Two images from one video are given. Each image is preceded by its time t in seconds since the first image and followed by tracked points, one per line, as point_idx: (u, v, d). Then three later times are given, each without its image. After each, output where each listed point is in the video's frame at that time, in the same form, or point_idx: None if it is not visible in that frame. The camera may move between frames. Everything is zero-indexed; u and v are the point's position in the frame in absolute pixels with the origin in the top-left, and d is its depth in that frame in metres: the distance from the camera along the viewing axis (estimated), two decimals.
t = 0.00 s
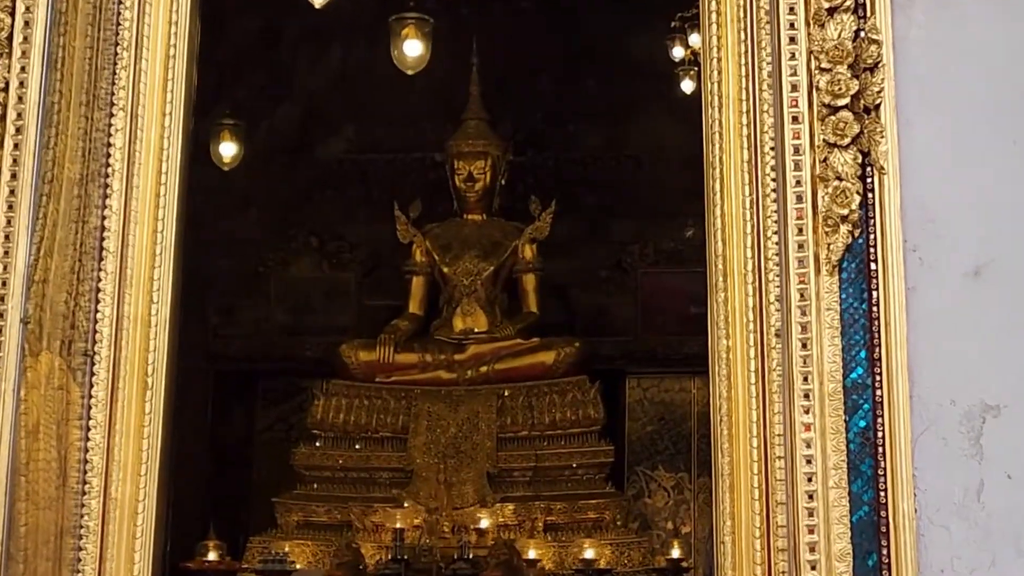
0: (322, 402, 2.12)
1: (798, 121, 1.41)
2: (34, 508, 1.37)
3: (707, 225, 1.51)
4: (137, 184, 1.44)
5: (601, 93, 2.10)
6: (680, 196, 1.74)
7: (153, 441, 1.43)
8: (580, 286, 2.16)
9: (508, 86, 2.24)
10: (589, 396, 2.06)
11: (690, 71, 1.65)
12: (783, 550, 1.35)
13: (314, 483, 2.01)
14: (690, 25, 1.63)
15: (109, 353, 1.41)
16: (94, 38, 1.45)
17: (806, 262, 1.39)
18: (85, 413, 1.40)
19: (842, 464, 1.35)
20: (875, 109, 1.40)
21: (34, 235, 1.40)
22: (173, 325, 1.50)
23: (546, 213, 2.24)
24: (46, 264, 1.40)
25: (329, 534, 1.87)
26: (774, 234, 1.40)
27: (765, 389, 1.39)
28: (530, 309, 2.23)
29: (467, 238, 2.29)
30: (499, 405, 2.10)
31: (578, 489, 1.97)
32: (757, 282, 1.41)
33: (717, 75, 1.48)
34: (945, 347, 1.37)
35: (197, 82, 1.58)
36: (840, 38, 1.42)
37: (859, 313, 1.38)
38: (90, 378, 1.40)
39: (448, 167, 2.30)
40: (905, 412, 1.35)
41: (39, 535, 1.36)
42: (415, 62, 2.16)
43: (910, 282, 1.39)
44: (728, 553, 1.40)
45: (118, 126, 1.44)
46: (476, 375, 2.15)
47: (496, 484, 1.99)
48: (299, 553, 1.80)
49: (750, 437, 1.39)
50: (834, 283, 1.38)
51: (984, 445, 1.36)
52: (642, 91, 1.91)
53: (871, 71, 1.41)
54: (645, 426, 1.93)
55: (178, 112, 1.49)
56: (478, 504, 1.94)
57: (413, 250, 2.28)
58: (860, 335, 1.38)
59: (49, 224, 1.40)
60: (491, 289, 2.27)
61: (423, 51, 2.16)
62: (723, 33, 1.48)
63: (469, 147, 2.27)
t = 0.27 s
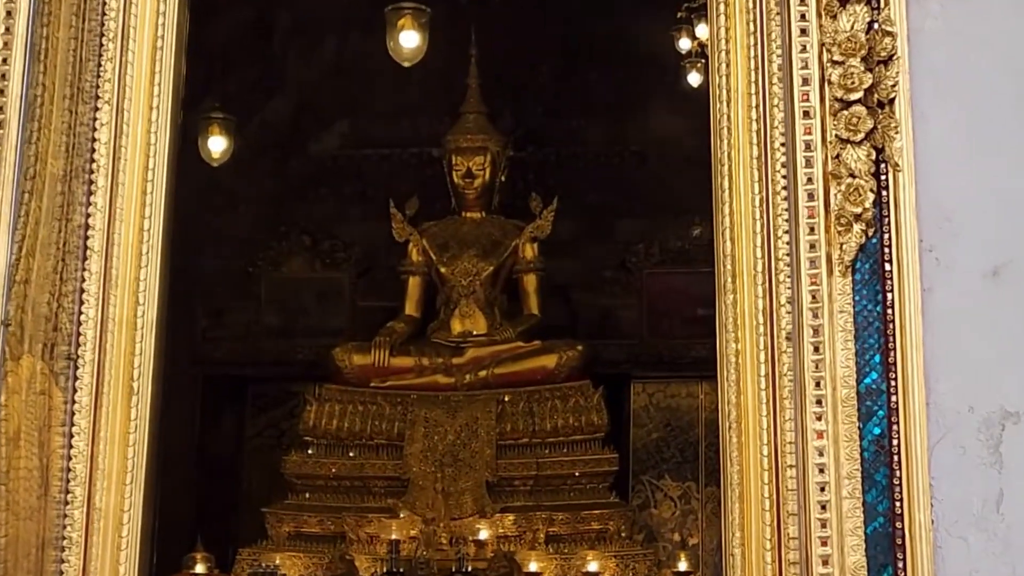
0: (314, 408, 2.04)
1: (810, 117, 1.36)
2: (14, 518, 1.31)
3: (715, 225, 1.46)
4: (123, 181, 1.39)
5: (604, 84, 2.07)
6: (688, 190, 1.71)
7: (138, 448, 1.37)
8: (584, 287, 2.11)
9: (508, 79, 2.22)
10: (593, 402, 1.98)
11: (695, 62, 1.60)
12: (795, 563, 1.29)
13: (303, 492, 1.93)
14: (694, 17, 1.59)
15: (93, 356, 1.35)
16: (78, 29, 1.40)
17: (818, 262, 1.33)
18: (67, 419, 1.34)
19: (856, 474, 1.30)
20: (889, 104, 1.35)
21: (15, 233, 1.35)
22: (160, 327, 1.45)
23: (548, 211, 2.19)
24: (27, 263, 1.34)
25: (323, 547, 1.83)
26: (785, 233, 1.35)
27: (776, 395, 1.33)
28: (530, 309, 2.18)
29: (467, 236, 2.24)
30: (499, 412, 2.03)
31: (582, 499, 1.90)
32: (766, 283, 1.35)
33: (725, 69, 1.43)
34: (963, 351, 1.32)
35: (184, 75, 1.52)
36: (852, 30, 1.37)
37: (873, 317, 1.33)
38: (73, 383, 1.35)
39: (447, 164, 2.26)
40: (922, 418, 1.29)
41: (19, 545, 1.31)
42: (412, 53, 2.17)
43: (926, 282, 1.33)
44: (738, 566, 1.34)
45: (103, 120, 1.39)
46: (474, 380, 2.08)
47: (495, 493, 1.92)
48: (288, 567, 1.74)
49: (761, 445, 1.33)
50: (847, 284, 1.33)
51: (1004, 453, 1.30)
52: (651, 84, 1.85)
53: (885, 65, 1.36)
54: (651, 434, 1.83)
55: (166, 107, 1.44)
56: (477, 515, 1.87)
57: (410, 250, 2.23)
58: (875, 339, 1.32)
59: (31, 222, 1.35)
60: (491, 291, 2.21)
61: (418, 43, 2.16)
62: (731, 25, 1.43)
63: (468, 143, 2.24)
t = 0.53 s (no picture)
0: (309, 410, 1.99)
1: (819, 111, 1.32)
2: (3, 523, 1.28)
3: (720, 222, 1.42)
4: (113, 178, 1.36)
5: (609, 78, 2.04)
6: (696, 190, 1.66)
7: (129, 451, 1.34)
8: (588, 286, 2.08)
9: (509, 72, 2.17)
10: (595, 404, 1.94)
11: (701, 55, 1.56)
12: (802, 570, 1.26)
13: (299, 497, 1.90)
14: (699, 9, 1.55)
15: (82, 357, 1.32)
16: (66, 23, 1.37)
17: (825, 260, 1.30)
18: (57, 422, 1.31)
19: (865, 479, 1.26)
20: (902, 97, 1.31)
21: (3, 231, 1.32)
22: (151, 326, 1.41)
23: (549, 207, 2.16)
24: (15, 261, 1.32)
25: (317, 553, 1.81)
26: (793, 231, 1.31)
27: (782, 397, 1.29)
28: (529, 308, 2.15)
29: (467, 233, 2.20)
30: (499, 413, 1.97)
31: (583, 505, 1.85)
32: (774, 281, 1.32)
33: (732, 62, 1.39)
34: (977, 353, 1.28)
35: (176, 68, 1.49)
36: (863, 22, 1.33)
37: (883, 317, 1.29)
38: (62, 384, 1.31)
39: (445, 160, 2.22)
40: (933, 421, 1.26)
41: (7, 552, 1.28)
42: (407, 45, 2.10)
43: (938, 282, 1.29)
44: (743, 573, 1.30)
45: (92, 115, 1.36)
46: (473, 381, 2.03)
47: (495, 498, 1.87)
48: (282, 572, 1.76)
49: (767, 449, 1.29)
50: (856, 283, 1.29)
51: (1018, 458, 1.26)
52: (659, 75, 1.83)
53: (896, 57, 1.32)
54: (655, 437, 1.87)
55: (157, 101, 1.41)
56: (476, 520, 1.82)
57: (408, 249, 2.19)
58: (885, 340, 1.29)
59: (18, 220, 1.32)
60: (490, 289, 2.17)
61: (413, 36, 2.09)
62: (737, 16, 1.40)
63: (466, 137, 2.18)
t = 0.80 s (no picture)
0: (305, 410, 1.96)
1: (826, 104, 1.30)
2: None
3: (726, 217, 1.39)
4: (105, 173, 1.33)
5: (612, 74, 2.01)
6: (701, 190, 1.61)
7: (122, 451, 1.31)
8: (591, 285, 2.06)
9: (510, 69, 2.15)
10: (598, 404, 1.91)
11: (706, 48, 1.52)
12: (812, 572, 1.22)
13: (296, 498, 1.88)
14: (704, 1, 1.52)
15: (74, 355, 1.29)
16: (57, 16, 1.35)
17: (834, 255, 1.27)
18: (48, 421, 1.28)
19: (876, 479, 1.23)
20: (911, 90, 1.28)
21: None
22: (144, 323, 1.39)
23: (549, 203, 2.13)
24: (4, 257, 1.29)
25: (314, 555, 1.80)
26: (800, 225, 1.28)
27: (789, 396, 1.26)
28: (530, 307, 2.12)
29: (467, 231, 2.18)
30: (499, 414, 1.94)
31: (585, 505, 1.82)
32: (781, 277, 1.28)
33: (736, 54, 1.36)
34: (989, 350, 1.25)
35: (169, 61, 1.46)
36: (870, 13, 1.31)
37: (893, 314, 1.26)
38: (53, 383, 1.29)
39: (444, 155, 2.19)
40: (945, 420, 1.23)
41: None
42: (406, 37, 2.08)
43: (949, 277, 1.26)
44: None
45: (84, 109, 1.33)
46: (473, 380, 2.00)
47: (496, 499, 1.84)
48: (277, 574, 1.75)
49: (774, 449, 1.26)
50: (866, 279, 1.26)
51: None
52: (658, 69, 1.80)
53: (905, 49, 1.29)
54: (659, 437, 1.82)
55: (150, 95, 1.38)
56: (476, 522, 1.79)
57: (405, 245, 2.17)
58: (895, 336, 1.26)
59: (9, 215, 1.29)
60: (490, 287, 2.15)
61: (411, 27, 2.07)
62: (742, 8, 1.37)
63: (466, 131, 2.17)
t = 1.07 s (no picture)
0: (303, 407, 1.94)
1: (832, 96, 1.28)
2: None
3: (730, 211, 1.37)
4: (98, 164, 1.31)
5: (613, 68, 1.99)
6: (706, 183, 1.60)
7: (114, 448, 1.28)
8: (591, 280, 2.04)
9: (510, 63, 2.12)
10: (599, 402, 1.89)
11: (711, 40, 1.51)
12: (815, 571, 1.21)
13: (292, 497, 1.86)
14: None
15: (66, 350, 1.27)
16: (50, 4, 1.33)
17: (839, 250, 1.25)
18: (39, 417, 1.26)
19: (881, 477, 1.21)
20: (918, 82, 1.27)
21: None
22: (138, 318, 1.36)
23: (550, 197, 2.11)
24: None
25: (311, 555, 1.76)
26: (806, 220, 1.27)
27: (794, 392, 1.25)
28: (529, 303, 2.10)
29: (467, 227, 2.15)
30: (500, 411, 1.92)
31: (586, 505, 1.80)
32: (785, 273, 1.27)
33: (742, 46, 1.34)
34: (996, 347, 1.24)
35: (164, 51, 1.44)
36: (877, 4, 1.29)
37: (898, 309, 1.24)
38: (45, 379, 1.26)
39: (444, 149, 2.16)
40: (952, 418, 1.21)
41: None
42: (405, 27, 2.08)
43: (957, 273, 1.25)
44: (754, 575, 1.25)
45: (77, 99, 1.31)
46: (474, 377, 1.98)
47: (496, 498, 1.82)
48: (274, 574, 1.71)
49: (778, 445, 1.25)
50: (871, 274, 1.25)
51: None
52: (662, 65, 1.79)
53: (912, 41, 1.27)
54: (663, 436, 1.80)
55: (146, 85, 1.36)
56: (476, 521, 1.77)
57: (404, 239, 2.15)
58: (901, 333, 1.24)
59: None
60: (490, 282, 2.12)
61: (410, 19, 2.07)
62: None
63: (467, 124, 2.14)
